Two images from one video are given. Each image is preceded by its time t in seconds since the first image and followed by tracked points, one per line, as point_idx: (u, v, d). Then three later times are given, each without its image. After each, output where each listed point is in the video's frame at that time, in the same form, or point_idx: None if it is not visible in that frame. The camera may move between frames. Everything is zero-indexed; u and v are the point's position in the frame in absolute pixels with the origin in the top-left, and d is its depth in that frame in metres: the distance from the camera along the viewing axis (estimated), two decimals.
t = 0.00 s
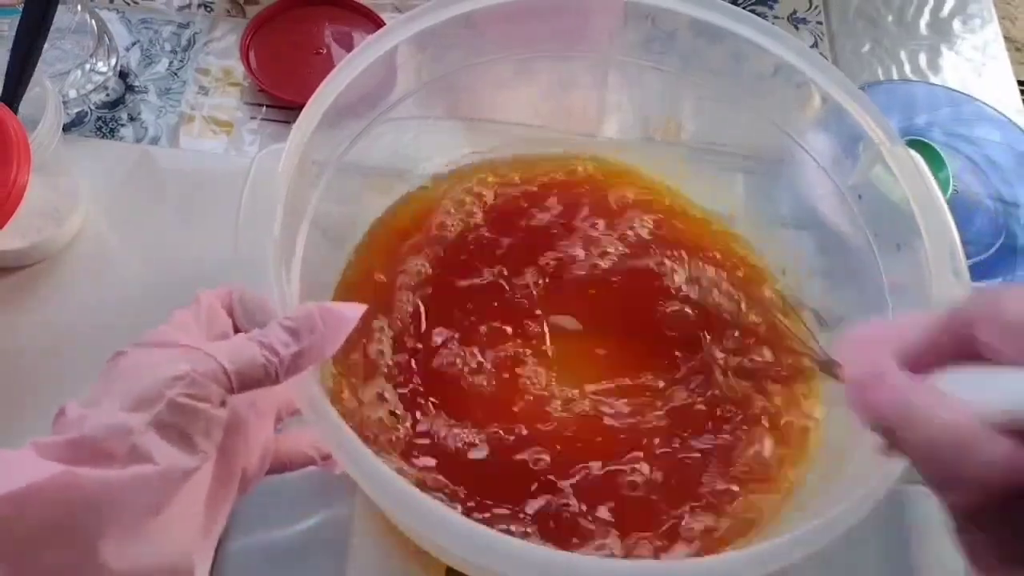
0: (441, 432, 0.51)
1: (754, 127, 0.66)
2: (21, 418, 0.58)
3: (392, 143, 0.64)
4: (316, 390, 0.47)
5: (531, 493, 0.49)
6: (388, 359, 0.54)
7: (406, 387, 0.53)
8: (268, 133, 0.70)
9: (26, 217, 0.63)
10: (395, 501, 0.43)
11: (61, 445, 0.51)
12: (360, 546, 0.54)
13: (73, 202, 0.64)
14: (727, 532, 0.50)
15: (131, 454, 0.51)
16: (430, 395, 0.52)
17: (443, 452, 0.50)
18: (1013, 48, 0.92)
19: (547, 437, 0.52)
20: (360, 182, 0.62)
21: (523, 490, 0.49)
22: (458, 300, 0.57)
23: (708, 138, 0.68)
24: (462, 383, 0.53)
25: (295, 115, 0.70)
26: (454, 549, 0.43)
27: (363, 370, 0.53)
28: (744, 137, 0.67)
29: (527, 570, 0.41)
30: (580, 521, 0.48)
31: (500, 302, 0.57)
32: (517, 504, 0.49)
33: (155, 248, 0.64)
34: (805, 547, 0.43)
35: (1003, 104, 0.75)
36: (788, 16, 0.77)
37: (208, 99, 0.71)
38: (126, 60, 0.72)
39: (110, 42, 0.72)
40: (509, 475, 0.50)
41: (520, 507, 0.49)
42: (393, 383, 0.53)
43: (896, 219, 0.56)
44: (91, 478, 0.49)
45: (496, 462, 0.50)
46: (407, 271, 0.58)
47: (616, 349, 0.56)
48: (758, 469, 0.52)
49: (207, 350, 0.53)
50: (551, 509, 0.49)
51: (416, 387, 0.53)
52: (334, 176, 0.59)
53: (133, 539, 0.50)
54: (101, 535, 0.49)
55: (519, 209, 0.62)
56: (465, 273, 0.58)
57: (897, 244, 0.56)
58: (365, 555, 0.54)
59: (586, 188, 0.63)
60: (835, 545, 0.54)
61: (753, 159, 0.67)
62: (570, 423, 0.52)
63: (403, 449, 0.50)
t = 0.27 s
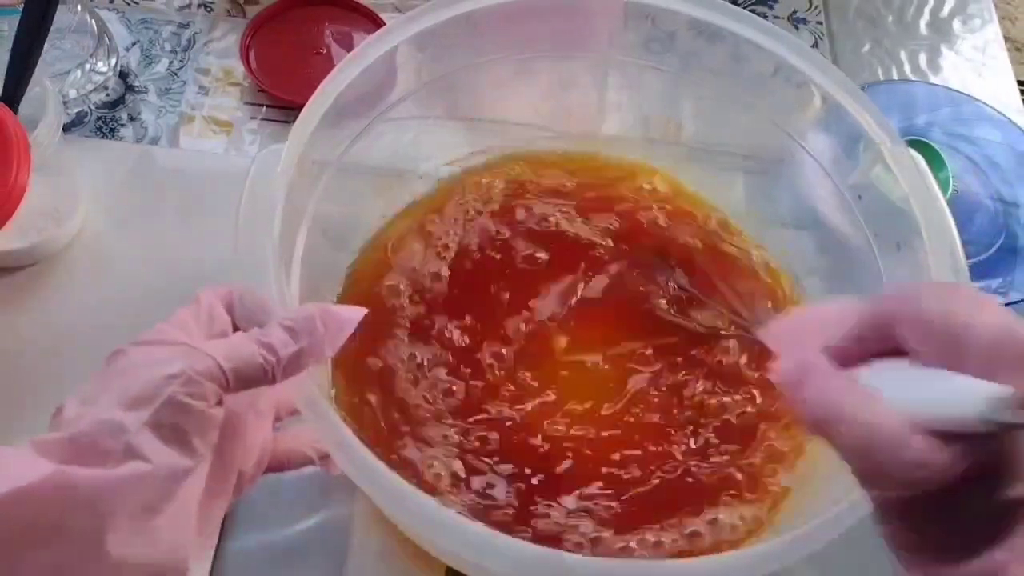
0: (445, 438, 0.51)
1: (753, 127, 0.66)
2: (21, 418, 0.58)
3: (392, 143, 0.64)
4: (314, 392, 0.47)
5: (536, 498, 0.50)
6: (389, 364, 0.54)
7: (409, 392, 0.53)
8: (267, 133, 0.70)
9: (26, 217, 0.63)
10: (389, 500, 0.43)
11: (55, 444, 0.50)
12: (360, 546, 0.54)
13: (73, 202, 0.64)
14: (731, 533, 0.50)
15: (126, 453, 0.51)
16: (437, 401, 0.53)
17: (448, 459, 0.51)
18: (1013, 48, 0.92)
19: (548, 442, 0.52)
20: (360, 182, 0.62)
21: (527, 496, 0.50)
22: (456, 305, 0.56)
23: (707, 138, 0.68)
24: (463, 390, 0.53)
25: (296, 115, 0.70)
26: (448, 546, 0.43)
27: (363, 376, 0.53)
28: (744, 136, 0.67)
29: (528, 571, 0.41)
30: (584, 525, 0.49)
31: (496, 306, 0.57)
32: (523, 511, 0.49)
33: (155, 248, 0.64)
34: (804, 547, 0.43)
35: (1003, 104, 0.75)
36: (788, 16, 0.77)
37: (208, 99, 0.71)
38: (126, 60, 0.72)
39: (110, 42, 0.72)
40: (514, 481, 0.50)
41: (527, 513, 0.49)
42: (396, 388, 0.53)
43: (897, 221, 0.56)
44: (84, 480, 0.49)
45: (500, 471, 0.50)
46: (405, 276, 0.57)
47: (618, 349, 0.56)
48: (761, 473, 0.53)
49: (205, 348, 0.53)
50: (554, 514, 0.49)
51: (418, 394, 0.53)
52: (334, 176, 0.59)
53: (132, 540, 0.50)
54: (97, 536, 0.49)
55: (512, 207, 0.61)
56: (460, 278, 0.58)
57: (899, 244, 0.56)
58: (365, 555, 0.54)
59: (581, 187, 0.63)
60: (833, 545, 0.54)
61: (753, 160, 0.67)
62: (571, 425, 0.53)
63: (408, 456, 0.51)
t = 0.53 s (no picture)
0: (443, 437, 0.52)
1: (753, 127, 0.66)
2: (21, 418, 0.58)
3: (392, 143, 0.64)
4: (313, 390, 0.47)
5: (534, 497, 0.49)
6: (387, 365, 0.54)
7: (408, 392, 0.53)
8: (267, 133, 0.70)
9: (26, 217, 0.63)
10: (387, 495, 0.44)
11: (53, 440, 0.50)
12: (360, 545, 0.54)
13: (73, 202, 0.64)
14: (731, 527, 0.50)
15: (122, 450, 0.50)
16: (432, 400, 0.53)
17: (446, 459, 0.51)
18: (1013, 48, 0.92)
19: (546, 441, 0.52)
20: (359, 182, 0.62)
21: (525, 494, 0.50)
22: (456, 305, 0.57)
23: (706, 138, 0.68)
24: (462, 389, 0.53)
25: (296, 115, 0.70)
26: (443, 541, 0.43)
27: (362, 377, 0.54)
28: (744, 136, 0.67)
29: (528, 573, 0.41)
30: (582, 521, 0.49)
31: (495, 306, 0.57)
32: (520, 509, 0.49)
33: (155, 248, 0.64)
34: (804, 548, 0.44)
35: (1003, 104, 0.75)
36: (788, 16, 0.77)
37: (208, 99, 0.71)
38: (126, 60, 0.72)
39: (110, 42, 0.72)
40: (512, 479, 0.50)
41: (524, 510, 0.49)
42: (394, 388, 0.53)
43: (897, 222, 0.56)
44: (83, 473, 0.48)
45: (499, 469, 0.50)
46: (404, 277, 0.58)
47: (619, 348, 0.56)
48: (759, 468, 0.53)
49: (204, 346, 0.53)
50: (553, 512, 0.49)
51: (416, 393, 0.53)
52: (334, 176, 0.59)
53: (132, 535, 0.49)
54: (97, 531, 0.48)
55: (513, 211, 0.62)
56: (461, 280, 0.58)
57: (898, 245, 0.56)
58: (364, 554, 0.54)
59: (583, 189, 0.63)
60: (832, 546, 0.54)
61: (753, 160, 0.67)
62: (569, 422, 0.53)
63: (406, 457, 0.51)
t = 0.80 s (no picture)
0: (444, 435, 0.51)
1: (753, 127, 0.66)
2: (21, 418, 0.58)
3: (392, 142, 0.64)
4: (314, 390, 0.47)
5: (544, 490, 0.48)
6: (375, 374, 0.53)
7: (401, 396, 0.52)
8: (267, 134, 0.70)
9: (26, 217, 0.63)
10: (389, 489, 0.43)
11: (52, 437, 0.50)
12: (360, 545, 0.54)
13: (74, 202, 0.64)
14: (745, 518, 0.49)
15: (121, 447, 0.50)
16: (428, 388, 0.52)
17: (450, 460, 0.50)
18: (1013, 48, 0.92)
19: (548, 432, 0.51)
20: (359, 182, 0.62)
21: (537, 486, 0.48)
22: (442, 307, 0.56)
23: (706, 138, 0.67)
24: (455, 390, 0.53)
25: (296, 115, 0.70)
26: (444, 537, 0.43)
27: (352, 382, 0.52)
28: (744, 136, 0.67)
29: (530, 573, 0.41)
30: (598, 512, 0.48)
31: (484, 307, 0.56)
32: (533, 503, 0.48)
33: (155, 248, 0.64)
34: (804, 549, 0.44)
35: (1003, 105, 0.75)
36: (788, 15, 0.77)
37: (208, 99, 0.71)
38: (126, 60, 0.72)
39: (109, 42, 0.72)
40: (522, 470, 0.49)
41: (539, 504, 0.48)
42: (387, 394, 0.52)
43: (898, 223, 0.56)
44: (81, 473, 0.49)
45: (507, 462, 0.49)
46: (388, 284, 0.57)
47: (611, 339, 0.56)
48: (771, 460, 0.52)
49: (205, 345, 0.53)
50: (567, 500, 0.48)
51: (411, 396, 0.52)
52: (334, 177, 0.59)
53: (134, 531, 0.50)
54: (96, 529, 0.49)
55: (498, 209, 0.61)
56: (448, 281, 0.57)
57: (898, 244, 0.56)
58: (365, 554, 0.54)
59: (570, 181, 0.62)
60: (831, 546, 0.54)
61: (753, 160, 0.67)
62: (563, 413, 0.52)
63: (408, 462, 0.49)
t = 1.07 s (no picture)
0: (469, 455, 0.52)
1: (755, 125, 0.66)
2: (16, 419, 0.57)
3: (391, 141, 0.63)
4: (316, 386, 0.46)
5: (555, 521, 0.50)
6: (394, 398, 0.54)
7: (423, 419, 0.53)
8: (266, 133, 0.69)
9: (23, 218, 0.63)
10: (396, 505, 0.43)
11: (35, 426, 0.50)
12: (359, 547, 0.54)
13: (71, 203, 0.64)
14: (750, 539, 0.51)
15: (106, 432, 0.50)
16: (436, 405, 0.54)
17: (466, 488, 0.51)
18: (1016, 47, 0.92)
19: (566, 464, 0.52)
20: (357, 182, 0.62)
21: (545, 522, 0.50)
22: (457, 330, 0.57)
23: (707, 137, 0.67)
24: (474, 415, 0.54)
25: (295, 115, 0.70)
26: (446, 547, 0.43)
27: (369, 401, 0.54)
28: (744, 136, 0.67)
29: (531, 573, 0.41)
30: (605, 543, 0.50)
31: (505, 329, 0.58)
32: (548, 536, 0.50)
33: (152, 248, 0.64)
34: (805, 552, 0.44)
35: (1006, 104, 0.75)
36: (789, 14, 0.77)
37: (206, 98, 0.71)
38: (124, 59, 0.71)
39: (107, 41, 0.72)
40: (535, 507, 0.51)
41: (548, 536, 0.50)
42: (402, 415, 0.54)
43: (906, 219, 0.56)
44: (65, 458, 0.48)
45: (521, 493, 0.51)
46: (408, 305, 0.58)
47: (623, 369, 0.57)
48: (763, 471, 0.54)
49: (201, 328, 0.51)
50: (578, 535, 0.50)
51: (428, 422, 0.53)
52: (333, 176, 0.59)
53: (120, 516, 0.49)
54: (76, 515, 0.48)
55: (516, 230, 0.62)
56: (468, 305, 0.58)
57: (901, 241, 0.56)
58: (363, 556, 0.54)
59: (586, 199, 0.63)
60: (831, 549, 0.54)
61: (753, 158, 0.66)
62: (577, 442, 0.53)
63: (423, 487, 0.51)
